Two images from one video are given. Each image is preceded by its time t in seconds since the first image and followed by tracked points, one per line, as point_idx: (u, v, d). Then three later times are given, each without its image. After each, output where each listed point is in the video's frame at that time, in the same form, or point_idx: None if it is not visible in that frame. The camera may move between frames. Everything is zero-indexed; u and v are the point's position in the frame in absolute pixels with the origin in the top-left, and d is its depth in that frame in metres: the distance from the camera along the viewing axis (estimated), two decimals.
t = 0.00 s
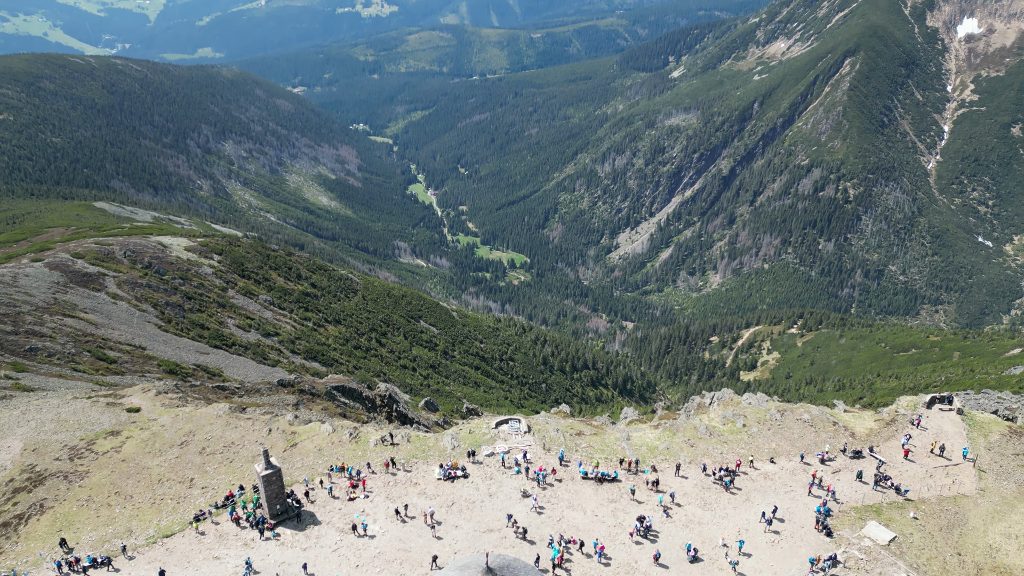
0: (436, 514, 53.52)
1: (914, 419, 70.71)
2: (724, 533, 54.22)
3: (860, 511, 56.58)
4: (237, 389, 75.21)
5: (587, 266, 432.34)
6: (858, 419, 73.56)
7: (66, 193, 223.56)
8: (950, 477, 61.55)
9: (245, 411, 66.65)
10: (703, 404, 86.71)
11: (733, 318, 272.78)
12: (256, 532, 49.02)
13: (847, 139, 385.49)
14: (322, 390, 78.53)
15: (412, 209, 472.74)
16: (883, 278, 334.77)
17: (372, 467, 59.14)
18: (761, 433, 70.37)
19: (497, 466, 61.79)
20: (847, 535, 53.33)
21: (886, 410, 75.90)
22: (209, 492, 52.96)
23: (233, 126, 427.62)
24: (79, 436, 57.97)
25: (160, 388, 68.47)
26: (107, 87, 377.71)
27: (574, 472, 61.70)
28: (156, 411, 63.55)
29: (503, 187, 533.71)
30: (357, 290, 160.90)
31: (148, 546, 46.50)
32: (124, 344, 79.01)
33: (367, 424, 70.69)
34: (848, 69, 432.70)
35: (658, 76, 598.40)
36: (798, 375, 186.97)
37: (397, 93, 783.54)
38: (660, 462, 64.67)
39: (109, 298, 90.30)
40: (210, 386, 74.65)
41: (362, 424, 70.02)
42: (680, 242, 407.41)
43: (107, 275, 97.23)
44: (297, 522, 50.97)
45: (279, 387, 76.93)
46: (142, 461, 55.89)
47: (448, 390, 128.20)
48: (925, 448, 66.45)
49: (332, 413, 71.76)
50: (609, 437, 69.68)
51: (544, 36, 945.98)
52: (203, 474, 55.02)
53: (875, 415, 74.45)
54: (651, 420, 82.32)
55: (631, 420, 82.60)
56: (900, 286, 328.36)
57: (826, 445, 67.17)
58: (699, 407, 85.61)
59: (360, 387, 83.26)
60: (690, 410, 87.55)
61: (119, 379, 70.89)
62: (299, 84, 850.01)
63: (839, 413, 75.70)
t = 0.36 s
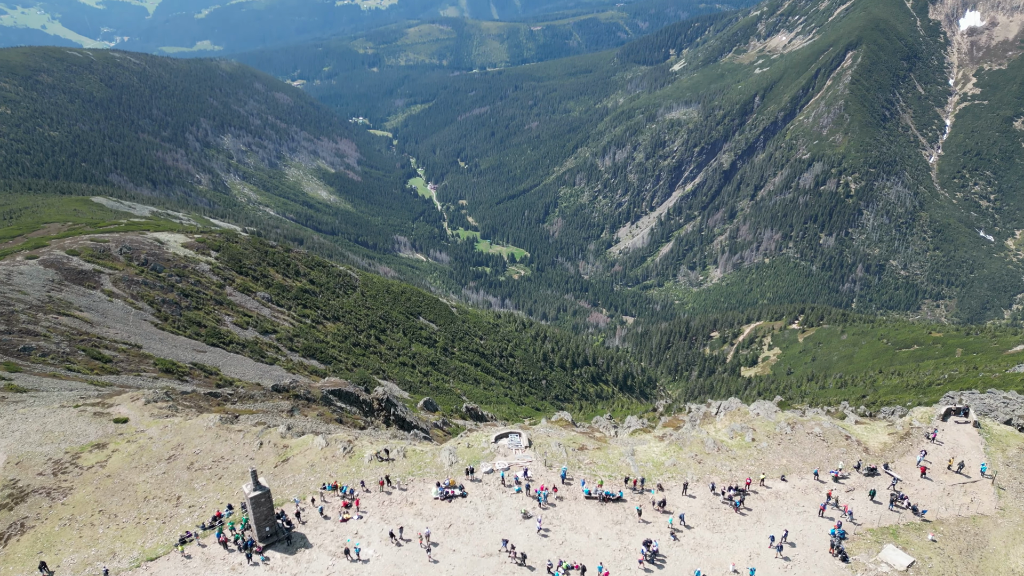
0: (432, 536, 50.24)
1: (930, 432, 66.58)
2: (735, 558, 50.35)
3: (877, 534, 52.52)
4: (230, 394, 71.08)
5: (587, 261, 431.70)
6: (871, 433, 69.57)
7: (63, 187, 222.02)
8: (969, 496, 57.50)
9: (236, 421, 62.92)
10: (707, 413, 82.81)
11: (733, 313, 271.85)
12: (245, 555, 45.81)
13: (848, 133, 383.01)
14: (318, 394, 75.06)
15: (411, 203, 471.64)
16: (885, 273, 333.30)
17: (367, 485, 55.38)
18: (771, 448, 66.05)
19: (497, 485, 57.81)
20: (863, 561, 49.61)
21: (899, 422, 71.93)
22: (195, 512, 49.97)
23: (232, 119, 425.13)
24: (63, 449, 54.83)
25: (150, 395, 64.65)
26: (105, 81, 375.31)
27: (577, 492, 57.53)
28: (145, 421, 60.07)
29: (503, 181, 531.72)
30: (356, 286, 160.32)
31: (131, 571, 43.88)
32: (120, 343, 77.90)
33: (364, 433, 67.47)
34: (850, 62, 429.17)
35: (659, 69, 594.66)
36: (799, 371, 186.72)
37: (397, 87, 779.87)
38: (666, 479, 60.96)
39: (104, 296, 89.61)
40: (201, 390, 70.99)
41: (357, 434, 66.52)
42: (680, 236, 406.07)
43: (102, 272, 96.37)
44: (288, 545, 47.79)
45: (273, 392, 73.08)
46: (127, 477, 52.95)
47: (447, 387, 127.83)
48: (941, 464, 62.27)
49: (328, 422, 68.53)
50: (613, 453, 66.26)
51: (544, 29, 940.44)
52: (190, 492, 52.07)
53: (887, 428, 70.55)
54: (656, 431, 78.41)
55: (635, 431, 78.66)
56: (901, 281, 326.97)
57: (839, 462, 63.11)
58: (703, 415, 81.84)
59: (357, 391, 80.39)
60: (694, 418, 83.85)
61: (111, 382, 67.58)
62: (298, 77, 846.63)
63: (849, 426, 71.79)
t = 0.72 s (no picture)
0: (429, 559, 46.28)
1: (945, 446, 62.96)
2: None
3: (895, 558, 48.61)
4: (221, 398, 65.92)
5: (587, 254, 430.89)
6: (884, 446, 65.86)
7: (61, 180, 220.05)
8: (989, 515, 53.46)
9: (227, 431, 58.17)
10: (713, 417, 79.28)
11: (734, 307, 271.28)
12: None
13: (850, 125, 380.06)
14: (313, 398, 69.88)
15: (411, 196, 469.82)
16: (886, 266, 331.80)
17: (360, 503, 51.04)
18: (782, 463, 62.74)
19: (496, 503, 53.76)
20: None
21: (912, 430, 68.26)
22: (183, 531, 45.03)
23: (230, 111, 421.37)
24: (48, 461, 50.03)
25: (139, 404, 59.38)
26: (102, 73, 371.66)
27: (580, 511, 53.53)
28: (132, 432, 55.00)
29: (503, 173, 529.28)
30: (355, 281, 159.51)
31: None
32: (115, 341, 76.85)
33: (359, 440, 63.20)
34: (852, 53, 425.24)
35: (659, 60, 589.60)
36: (801, 366, 186.47)
37: (396, 78, 774.48)
38: (673, 497, 57.13)
39: (100, 292, 88.71)
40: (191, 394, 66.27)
41: (354, 443, 61.97)
42: (681, 229, 404.61)
43: (98, 268, 95.57)
44: (277, 570, 43.06)
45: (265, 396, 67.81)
46: (113, 492, 47.90)
47: (447, 382, 127.60)
48: (959, 480, 58.30)
49: (323, 427, 63.76)
50: (618, 467, 62.70)
51: (544, 20, 932.41)
52: (177, 509, 47.19)
53: (901, 439, 66.79)
54: (662, 437, 74.91)
55: (640, 437, 74.93)
56: (903, 274, 325.56)
57: (853, 479, 59.53)
58: (709, 418, 78.33)
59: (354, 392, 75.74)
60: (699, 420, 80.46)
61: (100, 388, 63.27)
62: (297, 69, 842.00)
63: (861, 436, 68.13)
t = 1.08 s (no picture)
0: None
1: (961, 459, 57.97)
2: None
3: None
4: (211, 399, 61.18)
5: (588, 246, 429.75)
6: (897, 457, 60.66)
7: (59, 172, 217.92)
8: (1011, 536, 48.96)
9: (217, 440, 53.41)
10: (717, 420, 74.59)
11: (735, 299, 270.52)
12: None
13: (852, 116, 377.05)
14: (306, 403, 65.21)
15: (411, 187, 467.35)
16: (887, 258, 330.19)
17: (353, 523, 47.10)
18: (794, 479, 57.81)
19: (496, 523, 49.71)
20: None
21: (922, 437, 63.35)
22: (169, 551, 40.88)
23: (229, 102, 417.54)
24: (31, 474, 45.29)
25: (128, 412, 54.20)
26: (100, 63, 367.86)
27: (583, 532, 49.58)
28: (119, 443, 50.18)
29: (503, 164, 526.03)
30: (354, 275, 158.44)
31: None
32: (110, 337, 75.80)
33: (354, 450, 59.09)
34: (854, 44, 421.01)
35: (660, 51, 583.57)
36: (802, 359, 185.94)
37: (395, 69, 768.10)
38: (680, 517, 53.10)
39: (95, 288, 87.69)
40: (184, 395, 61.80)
41: (350, 453, 57.82)
42: (682, 221, 402.65)
43: (93, 263, 94.43)
44: None
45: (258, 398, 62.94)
46: (97, 509, 43.37)
47: (446, 377, 127.03)
48: (976, 496, 53.63)
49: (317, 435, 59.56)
50: (622, 483, 58.69)
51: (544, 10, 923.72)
52: (163, 528, 42.84)
53: (913, 448, 61.83)
54: (668, 445, 70.72)
55: (643, 445, 70.22)
56: (904, 266, 324.04)
57: (867, 496, 54.76)
58: (711, 417, 75.38)
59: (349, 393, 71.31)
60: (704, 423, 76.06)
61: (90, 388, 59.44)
62: (296, 59, 835.90)
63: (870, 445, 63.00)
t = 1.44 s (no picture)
0: None
1: (978, 473, 53.35)
2: None
3: None
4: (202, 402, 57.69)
5: (588, 238, 428.44)
6: (911, 470, 55.72)
7: (56, 164, 216.14)
8: None
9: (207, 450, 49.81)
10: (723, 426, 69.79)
11: (736, 292, 269.29)
12: None
13: (854, 108, 373.68)
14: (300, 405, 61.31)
15: (410, 179, 464.98)
16: (889, 250, 328.47)
17: (348, 542, 43.62)
18: (805, 494, 53.21)
19: (496, 543, 45.62)
20: None
21: (936, 447, 58.64)
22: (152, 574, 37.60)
23: (228, 93, 413.83)
24: (14, 486, 41.98)
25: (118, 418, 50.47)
26: (98, 54, 364.37)
27: (586, 553, 45.55)
28: (106, 452, 46.64)
29: (503, 156, 522.66)
30: (353, 269, 157.48)
31: None
32: (106, 334, 74.64)
33: (346, 458, 55.23)
34: (856, 34, 416.78)
35: (661, 41, 577.31)
36: (803, 353, 185.49)
37: (395, 59, 761.47)
38: (688, 536, 48.59)
39: (91, 284, 86.69)
40: (178, 398, 58.66)
41: (344, 462, 54.20)
42: (682, 213, 400.45)
43: (89, 258, 93.49)
44: None
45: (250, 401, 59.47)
46: (82, 525, 40.14)
47: (446, 372, 126.65)
48: (996, 514, 49.22)
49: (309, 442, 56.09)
50: (626, 499, 53.70)
51: None
52: (149, 546, 39.58)
53: (927, 459, 57.15)
54: (674, 453, 66.26)
55: (647, 454, 65.31)
56: (905, 258, 322.37)
57: (881, 512, 50.34)
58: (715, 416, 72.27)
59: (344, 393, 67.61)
60: (711, 429, 71.34)
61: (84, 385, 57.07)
62: (295, 50, 829.35)
63: (882, 456, 58.19)
